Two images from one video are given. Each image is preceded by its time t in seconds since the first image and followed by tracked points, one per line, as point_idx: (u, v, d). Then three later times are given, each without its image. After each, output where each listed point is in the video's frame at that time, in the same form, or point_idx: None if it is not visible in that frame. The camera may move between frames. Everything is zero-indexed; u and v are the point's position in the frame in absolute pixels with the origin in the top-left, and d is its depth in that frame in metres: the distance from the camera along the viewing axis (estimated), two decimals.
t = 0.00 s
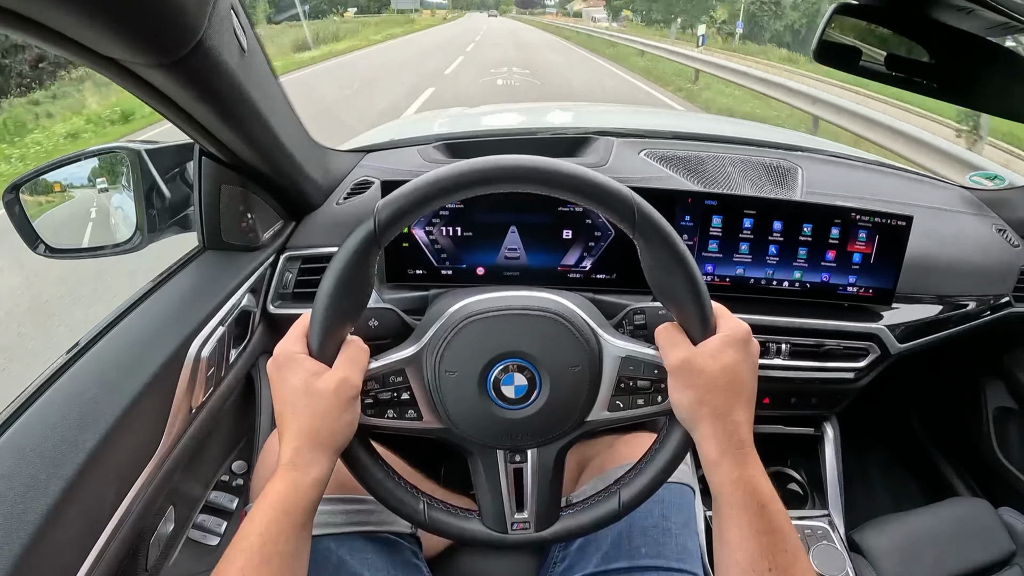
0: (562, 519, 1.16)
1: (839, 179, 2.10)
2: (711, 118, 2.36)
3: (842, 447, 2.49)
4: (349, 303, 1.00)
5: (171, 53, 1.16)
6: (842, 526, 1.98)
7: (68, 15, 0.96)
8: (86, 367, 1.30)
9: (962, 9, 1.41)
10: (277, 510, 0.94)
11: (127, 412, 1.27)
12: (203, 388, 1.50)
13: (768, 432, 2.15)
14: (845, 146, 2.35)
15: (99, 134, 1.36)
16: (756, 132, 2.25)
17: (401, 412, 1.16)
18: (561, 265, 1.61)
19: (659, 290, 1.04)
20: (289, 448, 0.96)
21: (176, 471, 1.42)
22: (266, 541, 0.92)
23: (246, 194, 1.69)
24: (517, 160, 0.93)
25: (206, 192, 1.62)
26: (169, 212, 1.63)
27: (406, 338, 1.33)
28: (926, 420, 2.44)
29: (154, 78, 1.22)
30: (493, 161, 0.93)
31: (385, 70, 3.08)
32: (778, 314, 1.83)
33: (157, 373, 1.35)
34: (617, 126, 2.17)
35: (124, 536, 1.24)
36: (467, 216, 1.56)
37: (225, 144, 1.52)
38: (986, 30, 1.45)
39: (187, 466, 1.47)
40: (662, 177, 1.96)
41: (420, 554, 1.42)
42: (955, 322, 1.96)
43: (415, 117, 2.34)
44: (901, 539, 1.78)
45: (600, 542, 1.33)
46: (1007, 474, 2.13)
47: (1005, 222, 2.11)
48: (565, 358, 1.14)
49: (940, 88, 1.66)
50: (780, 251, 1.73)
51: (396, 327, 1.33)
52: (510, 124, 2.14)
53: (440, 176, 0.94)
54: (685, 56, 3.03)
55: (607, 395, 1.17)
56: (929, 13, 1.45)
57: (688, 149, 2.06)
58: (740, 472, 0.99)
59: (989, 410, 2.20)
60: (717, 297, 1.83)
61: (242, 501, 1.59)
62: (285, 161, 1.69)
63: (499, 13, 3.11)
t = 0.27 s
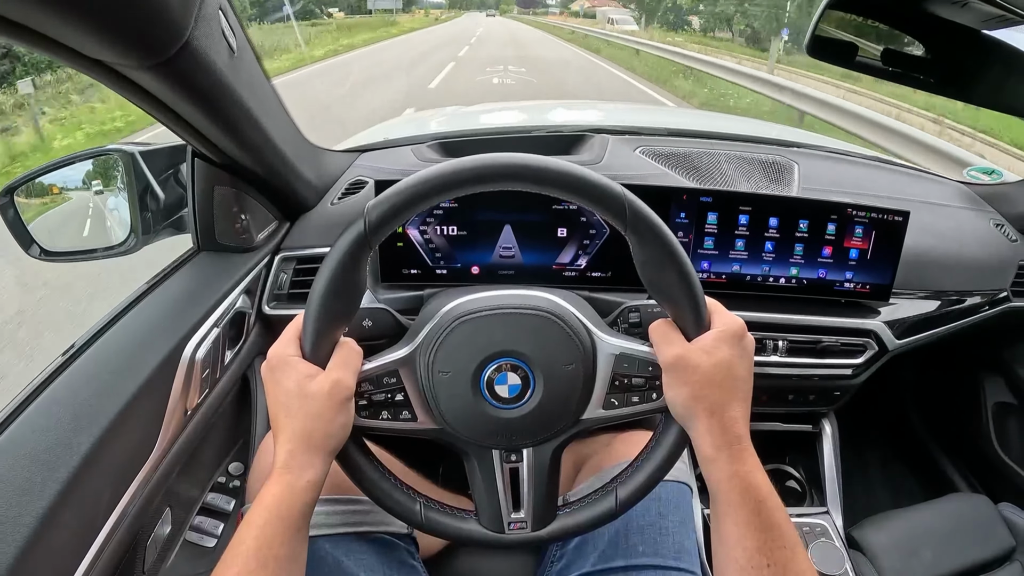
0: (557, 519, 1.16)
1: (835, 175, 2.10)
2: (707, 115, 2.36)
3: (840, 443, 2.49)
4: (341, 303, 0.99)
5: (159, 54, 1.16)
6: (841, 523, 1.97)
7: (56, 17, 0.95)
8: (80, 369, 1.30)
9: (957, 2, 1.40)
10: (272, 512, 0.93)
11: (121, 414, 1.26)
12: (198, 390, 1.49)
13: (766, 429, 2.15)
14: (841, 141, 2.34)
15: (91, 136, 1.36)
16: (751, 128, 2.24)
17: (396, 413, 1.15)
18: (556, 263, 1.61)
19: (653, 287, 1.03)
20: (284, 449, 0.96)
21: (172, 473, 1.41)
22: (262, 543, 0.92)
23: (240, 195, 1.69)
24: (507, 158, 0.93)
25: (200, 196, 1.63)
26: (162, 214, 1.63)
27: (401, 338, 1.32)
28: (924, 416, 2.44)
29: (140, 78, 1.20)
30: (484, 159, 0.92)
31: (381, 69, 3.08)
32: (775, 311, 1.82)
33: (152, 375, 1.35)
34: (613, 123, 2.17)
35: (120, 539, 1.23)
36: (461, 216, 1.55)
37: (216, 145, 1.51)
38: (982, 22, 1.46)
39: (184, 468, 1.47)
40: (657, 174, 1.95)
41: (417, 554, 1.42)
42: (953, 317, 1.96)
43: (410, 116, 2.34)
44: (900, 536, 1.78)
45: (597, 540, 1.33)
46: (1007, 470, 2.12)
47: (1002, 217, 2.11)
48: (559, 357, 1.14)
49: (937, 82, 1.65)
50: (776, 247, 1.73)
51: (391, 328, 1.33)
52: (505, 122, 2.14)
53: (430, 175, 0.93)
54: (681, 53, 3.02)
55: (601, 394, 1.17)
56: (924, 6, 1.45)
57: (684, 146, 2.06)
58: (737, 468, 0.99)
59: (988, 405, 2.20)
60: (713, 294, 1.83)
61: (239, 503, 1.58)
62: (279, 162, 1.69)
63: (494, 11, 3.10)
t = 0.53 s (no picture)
0: (559, 517, 1.16)
1: (834, 173, 2.10)
2: (706, 114, 2.36)
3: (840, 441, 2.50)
4: (345, 300, 0.99)
5: (165, 51, 1.16)
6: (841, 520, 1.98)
7: (59, 15, 0.95)
8: (82, 368, 1.30)
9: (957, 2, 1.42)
10: (276, 508, 0.93)
11: (124, 413, 1.26)
12: (200, 389, 1.49)
13: (766, 427, 2.15)
14: (840, 140, 2.35)
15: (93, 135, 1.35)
16: (750, 127, 2.25)
17: (399, 410, 1.16)
18: (557, 261, 1.61)
19: (656, 286, 1.03)
20: (288, 446, 0.96)
21: (173, 472, 1.41)
22: (265, 540, 0.92)
23: (241, 194, 1.69)
24: (511, 156, 0.93)
25: (201, 192, 1.62)
26: (163, 214, 1.63)
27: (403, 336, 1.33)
28: (923, 413, 2.45)
29: (145, 76, 1.21)
30: (490, 157, 0.93)
31: (380, 69, 3.08)
32: (775, 308, 1.83)
33: (154, 374, 1.35)
34: (613, 122, 2.18)
35: (123, 538, 1.23)
36: (463, 214, 1.56)
37: (218, 144, 1.51)
38: (980, 22, 1.48)
39: (185, 467, 1.47)
40: (657, 173, 1.95)
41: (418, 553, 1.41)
42: (951, 315, 1.97)
43: (410, 115, 2.34)
44: (900, 533, 1.78)
45: (599, 538, 1.33)
46: (1006, 467, 2.13)
47: (1001, 214, 2.12)
48: (563, 355, 1.14)
49: (937, 81, 1.66)
50: (776, 245, 1.73)
51: (393, 325, 1.33)
52: (505, 121, 2.14)
53: (436, 173, 0.93)
54: (679, 51, 3.03)
55: (604, 393, 1.17)
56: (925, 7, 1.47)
57: (683, 145, 2.07)
58: (739, 467, 0.99)
59: (987, 403, 2.21)
60: (713, 292, 1.83)
61: (240, 502, 1.58)
62: (280, 161, 1.69)
63: (493, 10, 3.11)
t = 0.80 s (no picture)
0: (551, 517, 1.16)
1: (830, 172, 2.10)
2: (702, 113, 2.36)
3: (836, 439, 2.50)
4: (338, 299, 0.99)
5: (155, 54, 1.16)
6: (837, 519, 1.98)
7: (49, 17, 0.95)
8: (77, 369, 1.29)
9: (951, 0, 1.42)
10: (267, 504, 0.93)
11: (118, 415, 1.26)
12: (195, 390, 1.49)
13: (762, 426, 2.15)
14: (836, 139, 2.35)
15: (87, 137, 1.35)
16: (746, 126, 2.25)
17: (391, 408, 1.16)
18: (551, 261, 1.61)
19: (649, 288, 1.03)
20: (279, 442, 0.96)
21: (169, 473, 1.41)
22: (256, 536, 0.92)
23: (235, 195, 1.69)
24: (503, 157, 0.93)
25: (195, 194, 1.62)
26: (158, 214, 1.63)
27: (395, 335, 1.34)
28: (920, 412, 2.45)
29: (137, 78, 1.20)
30: (484, 157, 0.92)
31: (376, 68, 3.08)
32: (770, 308, 1.83)
33: (148, 376, 1.35)
34: (608, 122, 2.17)
35: (118, 538, 1.23)
36: (457, 214, 1.56)
37: (212, 145, 1.51)
38: (976, 20, 1.48)
39: (180, 468, 1.47)
40: (652, 172, 1.95)
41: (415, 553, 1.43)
42: (946, 315, 1.97)
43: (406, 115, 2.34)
44: (896, 531, 1.79)
45: (594, 537, 1.34)
46: (1003, 466, 2.13)
47: (997, 213, 2.12)
48: (556, 355, 1.14)
49: (932, 79, 1.66)
50: (771, 244, 1.73)
51: (386, 325, 1.33)
52: (500, 121, 2.14)
53: (430, 172, 0.93)
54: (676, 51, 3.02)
55: (597, 393, 1.17)
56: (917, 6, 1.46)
57: (679, 144, 2.07)
58: (731, 472, 0.99)
59: (984, 401, 2.21)
60: (708, 292, 1.83)
61: (236, 502, 1.57)
62: (274, 161, 1.69)
63: (490, 9, 3.10)
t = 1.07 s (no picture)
0: (552, 517, 1.17)
1: (829, 174, 2.11)
2: (701, 114, 2.37)
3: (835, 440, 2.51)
4: (340, 300, 0.99)
5: (160, 56, 1.16)
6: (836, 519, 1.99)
7: (54, 20, 0.95)
8: (79, 370, 1.30)
9: (950, 4, 1.42)
10: (268, 504, 0.94)
11: (120, 416, 1.27)
12: (196, 390, 1.50)
13: (761, 426, 2.16)
14: (835, 140, 2.35)
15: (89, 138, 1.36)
16: (745, 127, 2.25)
17: (393, 408, 1.17)
18: (552, 262, 1.62)
19: (650, 290, 1.03)
20: (281, 442, 0.96)
21: (170, 473, 1.42)
22: (258, 535, 0.92)
23: (236, 196, 1.69)
24: (505, 159, 0.93)
25: (196, 195, 1.63)
26: (159, 215, 1.63)
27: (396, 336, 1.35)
28: (918, 412, 2.46)
29: (139, 81, 1.21)
30: (486, 160, 0.93)
31: (376, 68, 3.08)
32: (769, 309, 1.83)
33: (150, 376, 1.35)
34: (608, 123, 2.18)
35: (121, 538, 1.24)
36: (458, 215, 1.56)
37: (213, 146, 1.52)
38: (974, 24, 1.47)
39: (181, 468, 1.48)
40: (652, 173, 1.96)
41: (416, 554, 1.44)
42: (944, 315, 1.98)
43: (406, 116, 2.35)
44: (894, 531, 1.79)
45: (593, 537, 1.34)
46: (1001, 466, 2.14)
47: (995, 214, 2.13)
48: (556, 356, 1.14)
49: (930, 81, 1.68)
50: (770, 246, 1.74)
51: (388, 325, 1.34)
52: (500, 122, 2.15)
53: (432, 174, 0.93)
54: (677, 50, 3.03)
55: (597, 395, 1.18)
56: (917, 7, 1.47)
57: (679, 146, 2.07)
58: (730, 472, 1.00)
59: (982, 402, 2.22)
60: (708, 293, 1.84)
61: (237, 503, 1.58)
62: (276, 162, 1.69)
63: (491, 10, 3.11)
